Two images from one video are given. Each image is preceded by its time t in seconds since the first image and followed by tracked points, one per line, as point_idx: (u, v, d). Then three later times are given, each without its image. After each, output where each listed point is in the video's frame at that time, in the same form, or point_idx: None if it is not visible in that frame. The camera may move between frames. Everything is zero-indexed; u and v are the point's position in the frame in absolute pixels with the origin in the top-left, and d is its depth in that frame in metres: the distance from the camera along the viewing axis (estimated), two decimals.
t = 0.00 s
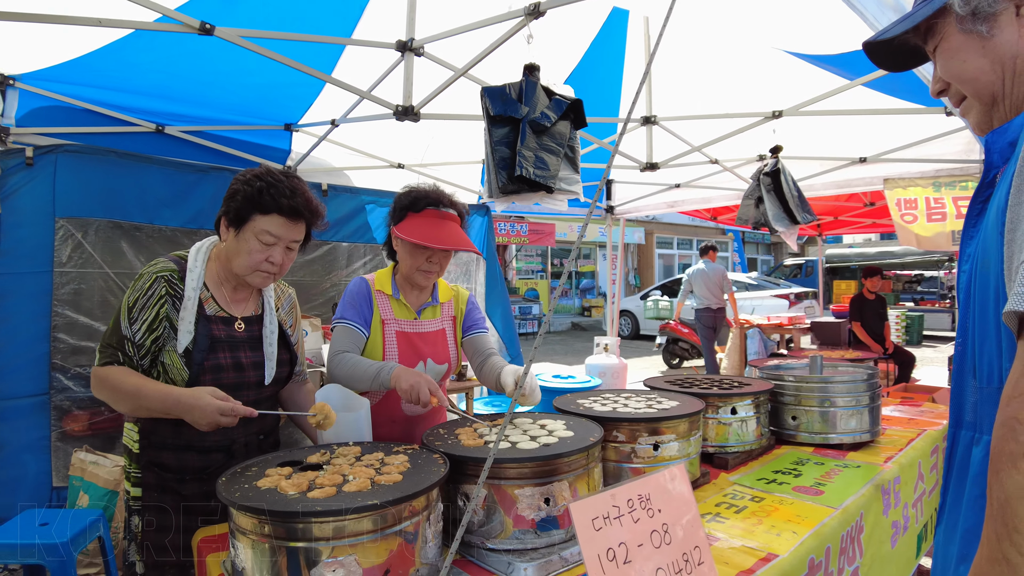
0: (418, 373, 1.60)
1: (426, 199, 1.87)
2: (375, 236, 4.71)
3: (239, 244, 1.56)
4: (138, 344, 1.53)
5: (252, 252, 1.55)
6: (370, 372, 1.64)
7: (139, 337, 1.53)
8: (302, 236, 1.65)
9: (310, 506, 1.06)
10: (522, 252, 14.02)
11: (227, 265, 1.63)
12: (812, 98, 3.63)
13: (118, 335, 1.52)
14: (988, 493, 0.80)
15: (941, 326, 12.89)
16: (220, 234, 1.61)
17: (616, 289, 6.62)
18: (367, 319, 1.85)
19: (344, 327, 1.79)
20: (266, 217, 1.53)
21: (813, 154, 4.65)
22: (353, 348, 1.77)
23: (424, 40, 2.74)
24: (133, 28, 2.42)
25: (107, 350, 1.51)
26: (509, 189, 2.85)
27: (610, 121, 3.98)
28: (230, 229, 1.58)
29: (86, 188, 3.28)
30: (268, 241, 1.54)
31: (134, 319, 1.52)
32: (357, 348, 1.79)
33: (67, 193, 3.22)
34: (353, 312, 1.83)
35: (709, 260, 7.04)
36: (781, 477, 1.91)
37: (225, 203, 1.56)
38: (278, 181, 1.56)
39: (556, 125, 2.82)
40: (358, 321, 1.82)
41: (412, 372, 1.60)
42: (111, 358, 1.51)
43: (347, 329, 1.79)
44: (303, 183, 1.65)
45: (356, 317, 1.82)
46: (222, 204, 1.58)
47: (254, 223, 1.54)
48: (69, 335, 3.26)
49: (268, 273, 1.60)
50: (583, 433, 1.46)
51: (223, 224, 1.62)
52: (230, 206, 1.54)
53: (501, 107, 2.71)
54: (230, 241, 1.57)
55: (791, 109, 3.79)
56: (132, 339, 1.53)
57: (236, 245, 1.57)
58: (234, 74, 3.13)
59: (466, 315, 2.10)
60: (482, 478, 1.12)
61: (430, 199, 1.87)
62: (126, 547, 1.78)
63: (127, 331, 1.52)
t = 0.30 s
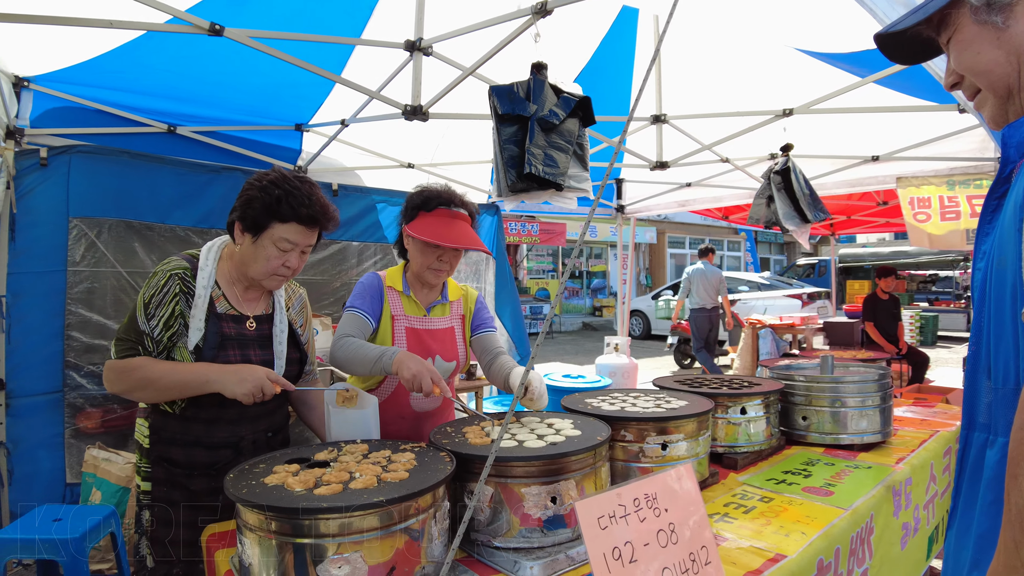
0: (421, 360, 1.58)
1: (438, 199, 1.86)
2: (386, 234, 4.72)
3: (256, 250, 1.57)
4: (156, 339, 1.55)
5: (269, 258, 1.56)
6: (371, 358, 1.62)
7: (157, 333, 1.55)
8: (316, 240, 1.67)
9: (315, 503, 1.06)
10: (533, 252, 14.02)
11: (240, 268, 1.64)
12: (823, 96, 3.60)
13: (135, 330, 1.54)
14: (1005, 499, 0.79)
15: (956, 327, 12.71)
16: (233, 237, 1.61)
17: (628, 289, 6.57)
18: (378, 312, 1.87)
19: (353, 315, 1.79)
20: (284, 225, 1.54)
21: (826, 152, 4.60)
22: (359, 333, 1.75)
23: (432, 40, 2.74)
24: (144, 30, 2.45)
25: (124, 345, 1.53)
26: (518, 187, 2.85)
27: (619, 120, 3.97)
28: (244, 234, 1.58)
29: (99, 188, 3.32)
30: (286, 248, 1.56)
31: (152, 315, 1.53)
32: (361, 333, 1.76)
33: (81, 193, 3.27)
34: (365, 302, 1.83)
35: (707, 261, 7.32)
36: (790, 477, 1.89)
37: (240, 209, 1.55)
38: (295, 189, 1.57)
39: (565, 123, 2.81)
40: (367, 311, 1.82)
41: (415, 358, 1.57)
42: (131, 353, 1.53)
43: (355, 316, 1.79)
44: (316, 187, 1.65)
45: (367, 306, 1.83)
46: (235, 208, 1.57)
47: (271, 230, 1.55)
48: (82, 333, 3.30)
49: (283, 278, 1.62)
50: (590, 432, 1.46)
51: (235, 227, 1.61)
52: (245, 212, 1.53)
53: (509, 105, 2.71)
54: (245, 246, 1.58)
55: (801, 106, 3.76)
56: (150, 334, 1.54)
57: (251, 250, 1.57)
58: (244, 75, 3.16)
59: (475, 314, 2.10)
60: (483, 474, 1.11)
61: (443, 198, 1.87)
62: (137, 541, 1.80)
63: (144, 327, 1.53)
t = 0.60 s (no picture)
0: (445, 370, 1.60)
1: (448, 196, 1.87)
2: (395, 232, 4.74)
3: (269, 248, 1.58)
4: (179, 336, 1.57)
5: (282, 256, 1.57)
6: (394, 366, 1.63)
7: (179, 329, 1.57)
8: (328, 238, 1.67)
9: (325, 496, 1.07)
10: (542, 251, 14.02)
11: (253, 265, 1.65)
12: (834, 93, 3.58)
13: (158, 327, 1.55)
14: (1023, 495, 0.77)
15: (969, 327, 12.55)
16: (246, 234, 1.62)
17: (638, 288, 6.55)
18: (390, 310, 1.87)
19: (368, 319, 1.81)
20: (297, 224, 1.55)
21: (836, 151, 4.57)
22: (377, 340, 1.78)
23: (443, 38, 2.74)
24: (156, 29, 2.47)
25: (147, 342, 1.54)
26: (528, 183, 2.85)
27: (628, 118, 3.96)
28: (257, 231, 1.59)
29: (112, 187, 3.36)
30: (299, 246, 1.56)
31: (173, 312, 1.55)
32: (379, 338, 1.79)
33: (93, 192, 3.31)
34: (378, 303, 1.84)
35: (699, 261, 7.44)
36: (799, 475, 1.88)
37: (252, 207, 1.56)
38: (307, 188, 1.57)
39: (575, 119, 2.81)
40: (381, 313, 1.83)
41: (441, 366, 1.59)
42: (156, 350, 1.54)
43: (371, 319, 1.80)
44: (328, 186, 1.65)
45: (380, 308, 1.84)
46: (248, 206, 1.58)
47: (284, 228, 1.55)
48: (95, 330, 3.34)
49: (296, 275, 1.63)
50: (599, 428, 1.45)
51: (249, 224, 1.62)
52: (258, 210, 1.54)
53: (519, 101, 2.70)
54: (258, 244, 1.58)
55: (812, 104, 3.74)
56: (173, 331, 1.56)
57: (264, 248, 1.58)
58: (254, 73, 3.18)
59: (485, 311, 2.09)
60: (491, 469, 1.10)
61: (453, 196, 1.87)
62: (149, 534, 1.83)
63: (165, 324, 1.55)
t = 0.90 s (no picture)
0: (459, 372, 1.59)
1: (461, 197, 1.87)
2: (404, 232, 4.76)
3: (277, 248, 1.59)
4: (177, 335, 1.61)
5: (290, 256, 1.58)
6: (409, 368, 1.63)
7: (178, 328, 1.60)
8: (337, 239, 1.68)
9: (334, 495, 1.08)
10: (550, 252, 14.01)
11: (262, 266, 1.66)
12: (842, 93, 3.56)
13: (159, 326, 1.60)
14: None
15: (981, 329, 12.41)
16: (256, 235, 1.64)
17: (647, 288, 6.52)
18: (402, 310, 1.88)
19: (382, 320, 1.82)
20: (305, 224, 1.56)
21: (846, 150, 4.54)
22: (392, 341, 1.79)
23: (451, 39, 2.74)
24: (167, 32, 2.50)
25: (149, 340, 1.60)
26: (535, 184, 2.85)
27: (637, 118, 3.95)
28: (266, 232, 1.61)
29: (123, 187, 3.41)
30: (306, 246, 1.57)
31: (174, 311, 1.59)
32: (394, 340, 1.80)
33: (104, 194, 3.35)
34: (391, 305, 1.85)
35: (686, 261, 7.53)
36: (808, 476, 1.87)
37: (261, 207, 1.58)
38: (316, 188, 1.58)
39: (582, 121, 2.81)
40: (394, 314, 1.84)
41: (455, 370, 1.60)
42: (152, 348, 1.60)
43: (383, 322, 1.81)
44: (336, 186, 1.67)
45: (393, 309, 1.84)
46: (258, 207, 1.60)
47: (292, 228, 1.57)
48: (106, 329, 3.38)
49: (304, 276, 1.64)
50: (607, 428, 1.45)
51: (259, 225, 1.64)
52: (267, 210, 1.56)
53: (528, 102, 2.69)
54: (267, 244, 1.60)
55: (821, 104, 3.71)
56: (172, 330, 1.60)
57: (273, 248, 1.59)
58: (263, 75, 3.20)
59: (497, 312, 2.09)
60: (499, 469, 1.11)
61: (465, 197, 1.88)
62: (156, 531, 1.84)
63: (165, 323, 1.59)
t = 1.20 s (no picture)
0: (471, 370, 1.61)
1: (475, 198, 1.88)
2: (412, 232, 4.79)
3: (279, 252, 1.60)
4: (168, 339, 1.62)
5: (292, 260, 1.59)
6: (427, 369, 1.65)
7: (169, 332, 1.61)
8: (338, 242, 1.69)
9: (345, 494, 1.08)
10: (558, 252, 14.02)
11: (263, 270, 1.67)
12: (851, 93, 3.55)
13: (151, 329, 1.62)
14: None
15: (991, 329, 12.32)
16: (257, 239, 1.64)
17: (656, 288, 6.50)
18: (417, 311, 1.89)
19: (397, 321, 1.83)
20: (306, 228, 1.57)
21: (855, 150, 4.52)
22: (406, 343, 1.80)
23: (460, 41, 2.75)
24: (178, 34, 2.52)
25: (140, 342, 1.62)
26: (545, 185, 2.86)
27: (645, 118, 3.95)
28: (268, 236, 1.61)
29: (134, 189, 3.45)
30: (308, 251, 1.58)
31: (167, 314, 1.60)
32: (409, 341, 1.82)
33: (116, 194, 3.39)
34: (405, 306, 1.86)
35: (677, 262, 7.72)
36: (817, 477, 1.87)
37: (262, 212, 1.58)
38: (317, 191, 1.59)
39: (592, 122, 2.82)
40: (408, 314, 1.85)
41: (469, 369, 1.60)
42: (143, 350, 1.61)
43: (399, 322, 1.82)
44: (338, 189, 1.67)
45: (408, 310, 1.85)
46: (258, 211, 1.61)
47: (294, 233, 1.57)
48: (117, 329, 3.41)
49: (305, 280, 1.65)
50: (616, 428, 1.46)
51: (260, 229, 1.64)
52: (268, 214, 1.57)
53: (538, 103, 2.69)
54: (268, 249, 1.61)
55: (830, 104, 3.70)
56: (163, 333, 1.61)
57: (275, 252, 1.60)
58: (272, 77, 3.22)
59: (511, 312, 2.08)
60: (510, 469, 1.11)
61: (480, 198, 1.88)
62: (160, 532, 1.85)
63: (157, 325, 1.61)
